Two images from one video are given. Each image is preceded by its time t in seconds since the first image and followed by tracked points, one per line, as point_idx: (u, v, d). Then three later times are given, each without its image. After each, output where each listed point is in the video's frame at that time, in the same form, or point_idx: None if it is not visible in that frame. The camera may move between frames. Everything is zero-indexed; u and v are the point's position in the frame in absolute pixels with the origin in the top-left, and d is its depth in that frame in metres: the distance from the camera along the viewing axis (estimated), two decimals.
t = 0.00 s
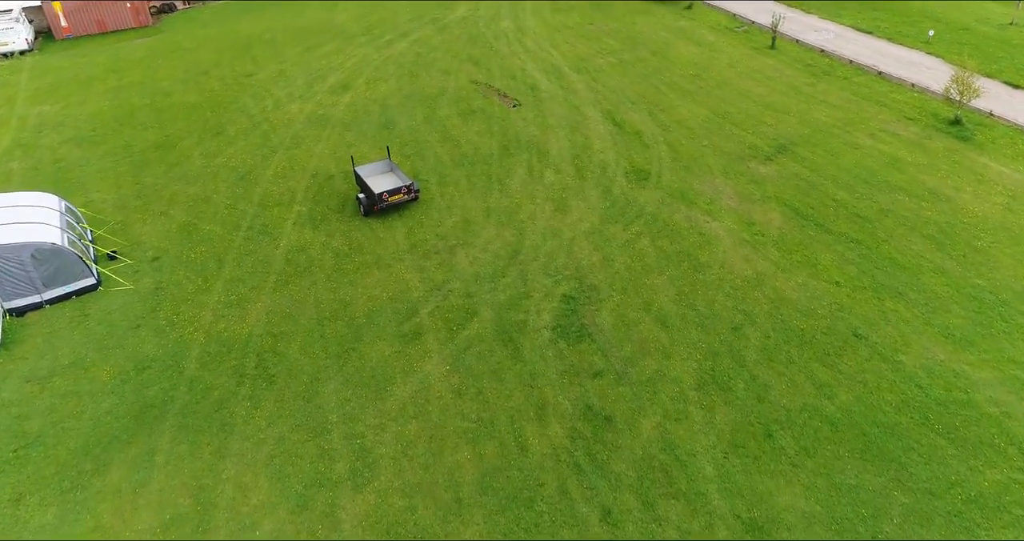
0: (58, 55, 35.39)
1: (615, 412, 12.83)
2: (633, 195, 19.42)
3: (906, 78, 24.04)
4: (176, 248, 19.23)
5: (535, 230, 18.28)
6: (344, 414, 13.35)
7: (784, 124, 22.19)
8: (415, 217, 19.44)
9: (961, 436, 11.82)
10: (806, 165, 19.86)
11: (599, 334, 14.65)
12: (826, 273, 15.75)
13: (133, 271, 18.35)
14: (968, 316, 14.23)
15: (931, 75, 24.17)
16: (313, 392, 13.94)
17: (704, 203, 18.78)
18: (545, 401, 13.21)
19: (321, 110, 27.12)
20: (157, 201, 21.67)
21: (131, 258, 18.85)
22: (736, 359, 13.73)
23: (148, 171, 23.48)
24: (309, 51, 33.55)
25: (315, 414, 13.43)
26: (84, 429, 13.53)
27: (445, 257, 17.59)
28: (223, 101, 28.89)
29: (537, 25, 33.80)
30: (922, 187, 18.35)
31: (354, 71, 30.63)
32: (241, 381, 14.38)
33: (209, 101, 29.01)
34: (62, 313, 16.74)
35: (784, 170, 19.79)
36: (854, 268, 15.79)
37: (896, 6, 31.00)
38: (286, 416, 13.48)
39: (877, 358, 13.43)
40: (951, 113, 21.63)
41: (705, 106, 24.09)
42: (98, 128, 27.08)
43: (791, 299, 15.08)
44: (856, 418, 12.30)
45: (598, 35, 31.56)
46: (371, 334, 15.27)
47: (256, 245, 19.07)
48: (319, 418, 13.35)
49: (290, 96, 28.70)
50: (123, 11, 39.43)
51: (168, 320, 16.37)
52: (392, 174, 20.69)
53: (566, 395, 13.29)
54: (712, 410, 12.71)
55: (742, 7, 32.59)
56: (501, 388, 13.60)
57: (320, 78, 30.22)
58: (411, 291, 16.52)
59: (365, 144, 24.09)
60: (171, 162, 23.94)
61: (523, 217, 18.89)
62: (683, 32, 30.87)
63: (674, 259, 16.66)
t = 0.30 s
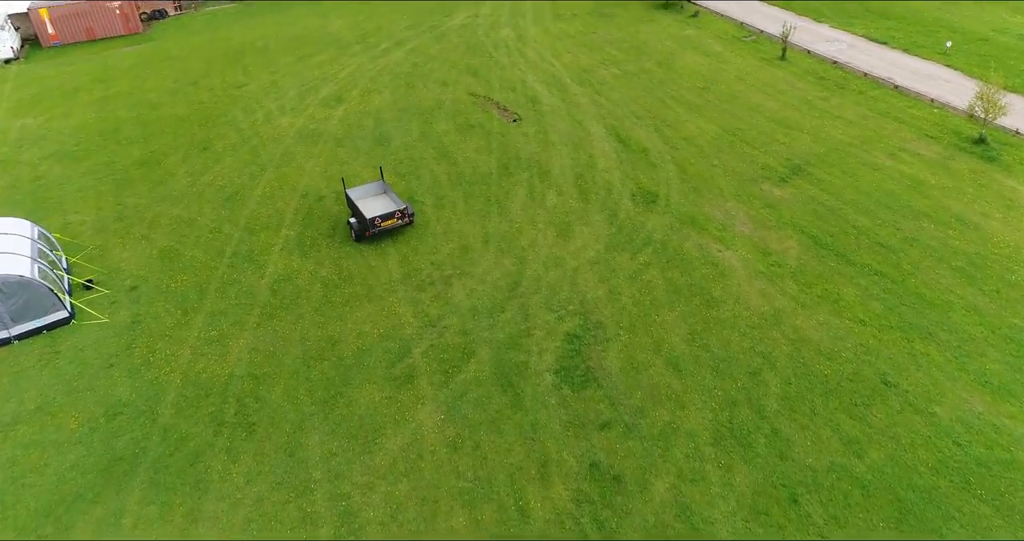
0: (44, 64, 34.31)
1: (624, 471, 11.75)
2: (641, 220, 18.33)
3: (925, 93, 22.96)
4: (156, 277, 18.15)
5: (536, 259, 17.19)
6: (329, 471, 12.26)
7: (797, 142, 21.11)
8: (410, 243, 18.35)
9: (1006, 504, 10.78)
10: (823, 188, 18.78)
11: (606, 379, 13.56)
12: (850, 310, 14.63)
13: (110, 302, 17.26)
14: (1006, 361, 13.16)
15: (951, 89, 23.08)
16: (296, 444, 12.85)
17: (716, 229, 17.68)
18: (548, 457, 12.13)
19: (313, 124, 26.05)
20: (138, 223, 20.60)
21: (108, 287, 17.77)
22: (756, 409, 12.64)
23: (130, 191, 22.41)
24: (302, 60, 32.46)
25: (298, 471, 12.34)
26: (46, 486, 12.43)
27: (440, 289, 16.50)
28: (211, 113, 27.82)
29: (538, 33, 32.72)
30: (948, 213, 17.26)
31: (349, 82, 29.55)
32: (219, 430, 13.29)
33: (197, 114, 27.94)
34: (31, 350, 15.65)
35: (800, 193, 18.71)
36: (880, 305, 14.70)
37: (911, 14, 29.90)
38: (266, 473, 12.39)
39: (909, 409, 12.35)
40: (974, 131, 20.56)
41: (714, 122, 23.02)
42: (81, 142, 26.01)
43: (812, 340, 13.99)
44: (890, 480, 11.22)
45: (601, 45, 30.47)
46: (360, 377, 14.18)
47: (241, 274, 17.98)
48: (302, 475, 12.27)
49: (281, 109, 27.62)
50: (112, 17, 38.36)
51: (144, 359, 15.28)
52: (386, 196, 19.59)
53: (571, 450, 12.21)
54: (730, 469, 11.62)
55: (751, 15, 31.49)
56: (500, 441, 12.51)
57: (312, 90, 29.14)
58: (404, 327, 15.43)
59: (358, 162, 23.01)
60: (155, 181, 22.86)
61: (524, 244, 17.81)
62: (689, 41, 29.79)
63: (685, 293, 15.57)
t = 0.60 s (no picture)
0: (30, 73, 33.32)
1: (635, 536, 10.71)
2: (648, 245, 17.34)
3: (945, 107, 21.96)
4: (135, 306, 17.14)
5: (538, 289, 16.17)
6: (313, 533, 11.23)
7: (812, 161, 20.10)
8: (404, 271, 17.33)
9: None
10: (841, 211, 17.77)
11: (614, 428, 12.53)
12: (875, 350, 13.62)
13: (85, 335, 16.25)
14: None
15: (971, 103, 22.08)
16: (278, 501, 11.82)
17: (729, 256, 16.67)
18: (551, 519, 11.09)
19: (306, 138, 25.05)
20: (119, 246, 19.60)
21: (84, 318, 16.76)
22: (778, 464, 11.61)
23: (113, 210, 21.41)
24: (295, 70, 31.48)
25: (279, 533, 11.31)
26: None
27: (435, 322, 15.49)
28: (200, 127, 26.83)
29: (539, 42, 31.74)
30: (976, 240, 16.25)
31: (343, 94, 28.58)
32: (194, 484, 12.26)
33: (186, 127, 26.96)
34: None
35: (817, 217, 17.70)
36: (907, 344, 13.69)
37: (925, 22, 28.86)
38: (244, 534, 11.35)
39: (945, 466, 11.34)
40: (999, 150, 19.55)
41: (724, 138, 22.03)
42: (64, 157, 25.03)
43: (836, 384, 12.98)
44: None
45: (604, 54, 29.49)
46: (348, 423, 13.16)
47: (225, 303, 16.96)
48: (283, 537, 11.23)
49: (272, 122, 26.65)
50: (101, 24, 37.41)
51: (118, 400, 14.26)
52: (379, 219, 18.58)
53: (577, 510, 11.19)
54: (752, 535, 10.58)
55: (759, 24, 30.53)
56: (499, 499, 11.48)
57: (306, 102, 28.16)
58: (396, 366, 14.40)
59: (352, 179, 22.02)
60: (139, 200, 21.86)
61: (525, 273, 16.79)
62: (695, 51, 28.81)
63: (697, 329, 14.55)
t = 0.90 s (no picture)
0: (11, 84, 32.07)
1: None
2: (658, 280, 16.11)
3: (970, 126, 20.76)
4: (105, 347, 15.88)
5: (539, 331, 14.94)
6: None
7: (831, 185, 18.88)
8: (395, 307, 16.10)
9: None
10: (865, 242, 16.56)
11: (625, 498, 11.30)
12: (912, 407, 12.40)
13: (49, 380, 14.99)
14: None
15: (998, 122, 20.90)
16: None
17: (746, 294, 15.43)
18: None
19: (295, 156, 23.83)
20: (93, 277, 18.36)
21: (50, 360, 15.51)
22: None
23: (88, 236, 20.18)
24: (286, 81, 30.25)
25: None
26: None
27: (428, 368, 14.26)
28: (185, 143, 25.61)
29: (539, 52, 30.50)
30: (1013, 278, 15.05)
31: (335, 107, 27.35)
32: None
33: (170, 143, 25.73)
34: None
35: (839, 249, 16.48)
36: (946, 399, 12.47)
37: (944, 32, 27.64)
38: None
39: None
40: None
41: (736, 159, 20.81)
42: (41, 176, 23.80)
43: (870, 447, 11.75)
44: None
45: (608, 66, 28.25)
46: (331, 489, 11.93)
47: (202, 343, 15.72)
48: None
49: (260, 138, 25.41)
50: (87, 32, 36.18)
51: (80, 458, 13.00)
52: (369, 249, 17.36)
53: None
54: None
55: (769, 34, 29.37)
56: None
57: (296, 116, 26.92)
58: (386, 420, 13.16)
59: (342, 203, 20.78)
60: (116, 225, 20.63)
61: (526, 311, 15.56)
62: (703, 63, 27.58)
63: (714, 379, 13.32)
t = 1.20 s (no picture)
0: None
1: None
2: (668, 318, 14.96)
3: (996, 145, 19.65)
4: (73, 389, 14.75)
5: (540, 376, 13.81)
6: None
7: (851, 210, 17.77)
8: (385, 347, 14.98)
9: None
10: (890, 276, 15.44)
11: None
12: (951, 469, 11.26)
13: (10, 428, 13.86)
14: None
15: None
16: None
17: (764, 334, 14.30)
18: None
19: (283, 175, 22.72)
20: (64, 309, 17.23)
21: (13, 406, 14.38)
22: None
23: (63, 263, 19.06)
24: (278, 93, 29.16)
25: None
26: None
27: (420, 418, 13.13)
28: (170, 160, 24.50)
29: (540, 62, 29.39)
30: None
31: (328, 121, 26.24)
32: None
33: (154, 160, 24.62)
34: None
35: (863, 283, 15.36)
36: (988, 461, 11.35)
37: (962, 43, 26.51)
38: None
39: None
40: None
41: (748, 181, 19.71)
42: (17, 196, 22.68)
43: (907, 518, 10.62)
44: None
45: (611, 78, 27.15)
46: None
47: (177, 387, 14.60)
48: None
49: (248, 154, 24.29)
50: (74, 41, 35.09)
51: (37, 522, 11.86)
52: (357, 281, 16.24)
53: None
54: None
55: (779, 44, 28.29)
56: None
57: (286, 131, 25.80)
58: (372, 480, 12.03)
59: (332, 227, 19.67)
60: (93, 250, 19.51)
61: (525, 353, 14.43)
62: (711, 76, 26.49)
63: (732, 435, 12.19)
